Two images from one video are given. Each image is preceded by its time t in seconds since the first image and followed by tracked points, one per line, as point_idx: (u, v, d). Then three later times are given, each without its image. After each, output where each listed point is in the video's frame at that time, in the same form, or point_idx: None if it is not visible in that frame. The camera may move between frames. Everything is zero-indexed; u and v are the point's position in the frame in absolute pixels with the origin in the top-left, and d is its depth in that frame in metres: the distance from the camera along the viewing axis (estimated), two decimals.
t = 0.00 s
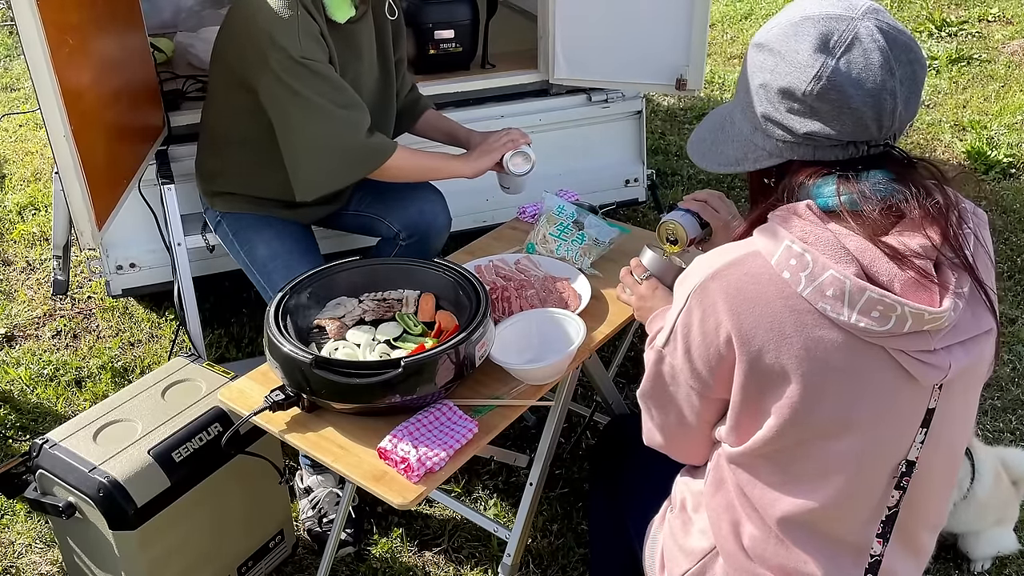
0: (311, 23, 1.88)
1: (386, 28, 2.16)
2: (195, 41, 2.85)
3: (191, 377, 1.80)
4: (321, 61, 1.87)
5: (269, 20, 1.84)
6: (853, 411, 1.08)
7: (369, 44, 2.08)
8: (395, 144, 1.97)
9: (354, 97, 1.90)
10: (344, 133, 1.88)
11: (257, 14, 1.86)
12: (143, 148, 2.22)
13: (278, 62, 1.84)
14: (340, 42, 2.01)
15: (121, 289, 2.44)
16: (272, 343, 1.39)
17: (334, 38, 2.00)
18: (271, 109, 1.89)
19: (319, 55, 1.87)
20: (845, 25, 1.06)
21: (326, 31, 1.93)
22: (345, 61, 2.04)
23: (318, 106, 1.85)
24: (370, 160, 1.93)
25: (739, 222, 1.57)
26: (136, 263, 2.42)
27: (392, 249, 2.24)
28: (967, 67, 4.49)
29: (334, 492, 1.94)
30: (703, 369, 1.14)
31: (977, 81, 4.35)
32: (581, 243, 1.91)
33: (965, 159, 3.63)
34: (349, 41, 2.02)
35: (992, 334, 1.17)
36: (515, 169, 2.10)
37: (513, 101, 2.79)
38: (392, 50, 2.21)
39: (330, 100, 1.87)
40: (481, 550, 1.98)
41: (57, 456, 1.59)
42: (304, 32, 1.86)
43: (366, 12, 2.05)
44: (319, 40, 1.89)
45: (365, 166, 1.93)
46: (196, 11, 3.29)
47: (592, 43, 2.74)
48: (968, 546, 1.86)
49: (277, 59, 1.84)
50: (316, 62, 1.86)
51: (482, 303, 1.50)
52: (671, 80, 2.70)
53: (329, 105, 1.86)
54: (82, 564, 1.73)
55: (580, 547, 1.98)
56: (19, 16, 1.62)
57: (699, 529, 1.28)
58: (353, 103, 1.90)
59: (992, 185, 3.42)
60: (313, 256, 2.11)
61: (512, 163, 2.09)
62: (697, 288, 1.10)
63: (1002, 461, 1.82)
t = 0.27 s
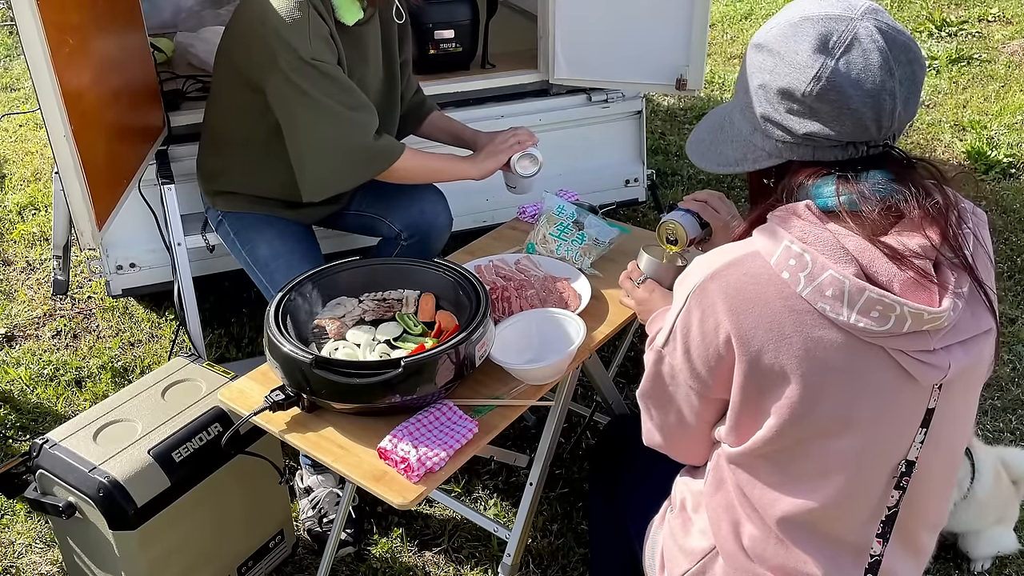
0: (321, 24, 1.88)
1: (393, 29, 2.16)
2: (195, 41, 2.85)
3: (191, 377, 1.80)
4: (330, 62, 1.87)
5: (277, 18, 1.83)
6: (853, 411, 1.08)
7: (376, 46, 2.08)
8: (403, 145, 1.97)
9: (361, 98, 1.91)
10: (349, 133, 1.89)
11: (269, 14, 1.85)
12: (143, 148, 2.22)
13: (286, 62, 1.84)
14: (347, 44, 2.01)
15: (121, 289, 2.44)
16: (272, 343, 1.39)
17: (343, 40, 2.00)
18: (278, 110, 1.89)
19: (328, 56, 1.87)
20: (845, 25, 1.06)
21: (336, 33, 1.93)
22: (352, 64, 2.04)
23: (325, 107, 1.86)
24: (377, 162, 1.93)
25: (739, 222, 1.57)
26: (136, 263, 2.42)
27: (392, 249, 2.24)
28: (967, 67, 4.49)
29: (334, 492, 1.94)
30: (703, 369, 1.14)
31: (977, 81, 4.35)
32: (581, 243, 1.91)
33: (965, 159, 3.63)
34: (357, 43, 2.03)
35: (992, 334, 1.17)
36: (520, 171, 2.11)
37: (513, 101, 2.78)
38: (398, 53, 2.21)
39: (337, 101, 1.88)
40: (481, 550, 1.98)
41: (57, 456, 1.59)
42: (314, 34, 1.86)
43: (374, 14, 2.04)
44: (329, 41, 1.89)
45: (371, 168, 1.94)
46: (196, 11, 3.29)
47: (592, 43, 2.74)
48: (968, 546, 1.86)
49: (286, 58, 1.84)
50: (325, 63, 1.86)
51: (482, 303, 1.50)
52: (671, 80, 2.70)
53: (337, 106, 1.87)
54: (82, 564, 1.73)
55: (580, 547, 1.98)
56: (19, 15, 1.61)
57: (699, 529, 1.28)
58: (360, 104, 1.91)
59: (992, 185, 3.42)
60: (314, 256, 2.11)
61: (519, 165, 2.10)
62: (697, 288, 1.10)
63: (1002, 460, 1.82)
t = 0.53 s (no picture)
0: (326, 25, 1.88)
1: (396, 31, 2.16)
2: (195, 41, 2.85)
3: (191, 377, 1.80)
4: (333, 63, 1.88)
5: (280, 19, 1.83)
6: (853, 410, 1.08)
7: (379, 48, 2.08)
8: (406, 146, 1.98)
9: (365, 99, 1.91)
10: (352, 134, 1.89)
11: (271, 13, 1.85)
12: (143, 148, 2.22)
13: (289, 62, 1.84)
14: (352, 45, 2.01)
15: (121, 289, 2.44)
16: (272, 343, 1.39)
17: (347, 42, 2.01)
18: (281, 111, 1.89)
19: (332, 57, 1.88)
20: (845, 25, 1.06)
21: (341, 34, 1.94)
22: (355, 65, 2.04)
23: (329, 108, 1.86)
24: (381, 163, 1.94)
25: (739, 222, 1.57)
26: (136, 263, 2.42)
27: (392, 249, 2.24)
28: (967, 67, 4.49)
29: (334, 492, 1.94)
30: (703, 368, 1.15)
31: (977, 81, 4.35)
32: (582, 243, 1.91)
33: (965, 159, 3.63)
34: (361, 45, 2.03)
35: (992, 334, 1.17)
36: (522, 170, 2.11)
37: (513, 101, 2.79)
38: (402, 54, 2.21)
39: (341, 102, 1.88)
40: (481, 550, 1.98)
41: (57, 456, 1.59)
42: (319, 34, 1.86)
43: (378, 16, 2.04)
44: (333, 42, 1.89)
45: (374, 169, 1.94)
46: (196, 11, 3.29)
47: (592, 43, 2.74)
48: (968, 546, 1.86)
49: (289, 59, 1.84)
50: (329, 64, 1.86)
51: (482, 303, 1.50)
52: (671, 80, 2.70)
53: (340, 107, 1.87)
54: (82, 564, 1.73)
55: (580, 547, 1.98)
56: (19, 15, 1.61)
57: (699, 529, 1.28)
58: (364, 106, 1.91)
59: (992, 185, 3.42)
60: (314, 256, 2.11)
61: (522, 163, 2.09)
62: (696, 288, 1.10)
63: (1002, 460, 1.82)
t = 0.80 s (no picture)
0: (330, 25, 1.88)
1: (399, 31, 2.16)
2: (195, 41, 2.85)
3: (191, 377, 1.80)
4: (337, 64, 1.87)
5: (285, 20, 1.84)
6: (852, 410, 1.08)
7: (381, 48, 2.08)
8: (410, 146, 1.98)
9: (368, 100, 1.91)
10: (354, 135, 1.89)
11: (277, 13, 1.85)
12: (143, 149, 2.22)
13: (294, 64, 1.85)
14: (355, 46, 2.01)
15: (121, 289, 2.44)
16: (272, 343, 1.39)
17: (351, 43, 2.01)
18: (285, 111, 1.89)
19: (336, 58, 1.87)
20: (845, 25, 1.06)
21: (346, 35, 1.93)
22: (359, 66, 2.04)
23: (332, 108, 1.87)
24: (384, 163, 1.94)
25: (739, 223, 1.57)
26: (136, 263, 2.42)
27: (392, 249, 2.24)
28: (967, 67, 4.49)
29: (334, 492, 1.94)
30: (702, 368, 1.15)
31: (977, 81, 4.35)
32: (582, 243, 1.91)
33: (965, 159, 3.63)
34: (365, 46, 2.03)
35: (992, 334, 1.17)
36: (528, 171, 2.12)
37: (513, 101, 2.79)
38: (405, 55, 2.21)
39: (344, 103, 1.88)
40: (481, 550, 1.98)
41: (57, 456, 1.59)
42: (324, 34, 1.86)
43: (381, 17, 2.04)
44: (337, 42, 1.89)
45: (376, 169, 1.94)
46: (196, 11, 3.29)
47: (592, 43, 2.74)
48: (968, 546, 1.86)
49: (293, 61, 1.85)
50: (332, 65, 1.86)
51: (482, 303, 1.50)
52: (671, 80, 2.70)
53: (343, 107, 1.87)
54: (82, 564, 1.73)
55: (580, 547, 1.98)
56: (19, 15, 1.61)
57: (699, 529, 1.28)
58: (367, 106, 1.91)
59: (992, 185, 3.42)
60: (314, 256, 2.11)
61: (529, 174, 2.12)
62: (696, 288, 1.10)
63: (1002, 460, 1.82)
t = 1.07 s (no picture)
0: (332, 27, 1.88)
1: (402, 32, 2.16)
2: (195, 41, 2.85)
3: (191, 377, 1.80)
4: (338, 67, 1.87)
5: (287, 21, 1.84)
6: (852, 410, 1.08)
7: (384, 49, 2.08)
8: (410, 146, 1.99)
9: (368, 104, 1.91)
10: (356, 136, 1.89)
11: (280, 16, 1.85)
12: (143, 149, 2.22)
13: (295, 66, 1.85)
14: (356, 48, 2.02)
15: (121, 289, 2.44)
16: (272, 343, 1.39)
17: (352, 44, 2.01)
18: (285, 112, 1.89)
19: (336, 61, 1.87)
20: (846, 25, 1.06)
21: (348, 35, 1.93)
22: (359, 67, 2.04)
23: (335, 109, 1.87)
24: (383, 166, 1.94)
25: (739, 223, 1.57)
26: (136, 263, 2.42)
27: (392, 249, 2.24)
28: (967, 67, 4.49)
29: (334, 492, 1.94)
30: (703, 368, 1.15)
31: (977, 81, 4.35)
32: (581, 243, 1.91)
33: (965, 159, 3.63)
34: (366, 48, 2.03)
35: (992, 334, 1.17)
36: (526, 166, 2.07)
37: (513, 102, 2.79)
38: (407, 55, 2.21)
39: (343, 105, 1.88)
40: (481, 550, 1.98)
41: (57, 456, 1.59)
42: (324, 36, 1.86)
43: (384, 18, 2.04)
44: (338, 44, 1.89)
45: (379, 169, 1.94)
46: (196, 11, 3.29)
47: (592, 43, 2.74)
48: (969, 545, 1.86)
49: (295, 63, 1.85)
50: (333, 67, 1.86)
51: (483, 303, 1.50)
52: (671, 80, 2.70)
53: (344, 109, 1.88)
54: (82, 564, 1.73)
55: (580, 547, 1.98)
56: (20, 16, 1.61)
57: (699, 529, 1.28)
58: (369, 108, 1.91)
59: (992, 185, 3.42)
60: (314, 256, 2.11)
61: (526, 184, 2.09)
62: (696, 288, 1.10)
63: (1003, 461, 1.82)
